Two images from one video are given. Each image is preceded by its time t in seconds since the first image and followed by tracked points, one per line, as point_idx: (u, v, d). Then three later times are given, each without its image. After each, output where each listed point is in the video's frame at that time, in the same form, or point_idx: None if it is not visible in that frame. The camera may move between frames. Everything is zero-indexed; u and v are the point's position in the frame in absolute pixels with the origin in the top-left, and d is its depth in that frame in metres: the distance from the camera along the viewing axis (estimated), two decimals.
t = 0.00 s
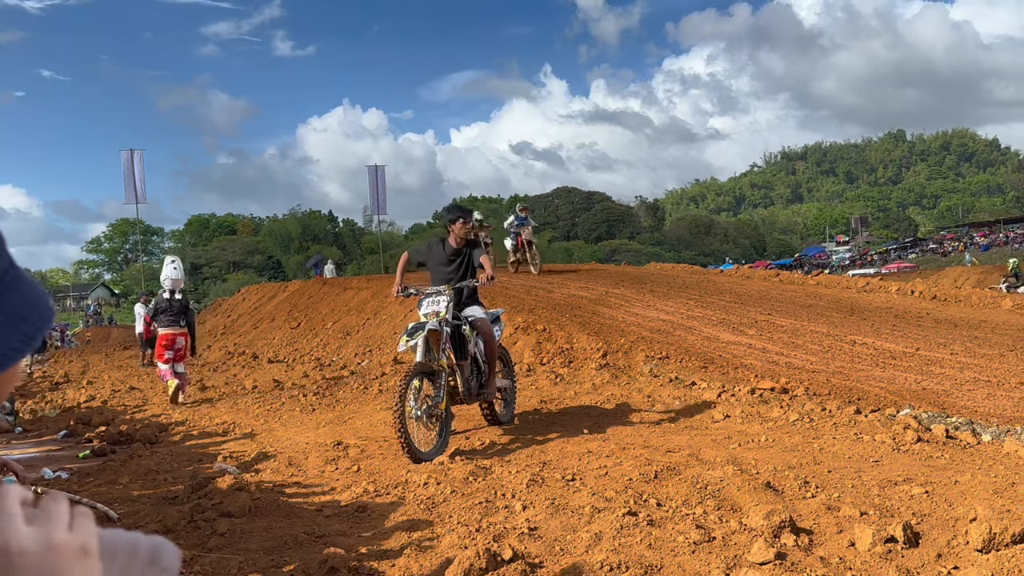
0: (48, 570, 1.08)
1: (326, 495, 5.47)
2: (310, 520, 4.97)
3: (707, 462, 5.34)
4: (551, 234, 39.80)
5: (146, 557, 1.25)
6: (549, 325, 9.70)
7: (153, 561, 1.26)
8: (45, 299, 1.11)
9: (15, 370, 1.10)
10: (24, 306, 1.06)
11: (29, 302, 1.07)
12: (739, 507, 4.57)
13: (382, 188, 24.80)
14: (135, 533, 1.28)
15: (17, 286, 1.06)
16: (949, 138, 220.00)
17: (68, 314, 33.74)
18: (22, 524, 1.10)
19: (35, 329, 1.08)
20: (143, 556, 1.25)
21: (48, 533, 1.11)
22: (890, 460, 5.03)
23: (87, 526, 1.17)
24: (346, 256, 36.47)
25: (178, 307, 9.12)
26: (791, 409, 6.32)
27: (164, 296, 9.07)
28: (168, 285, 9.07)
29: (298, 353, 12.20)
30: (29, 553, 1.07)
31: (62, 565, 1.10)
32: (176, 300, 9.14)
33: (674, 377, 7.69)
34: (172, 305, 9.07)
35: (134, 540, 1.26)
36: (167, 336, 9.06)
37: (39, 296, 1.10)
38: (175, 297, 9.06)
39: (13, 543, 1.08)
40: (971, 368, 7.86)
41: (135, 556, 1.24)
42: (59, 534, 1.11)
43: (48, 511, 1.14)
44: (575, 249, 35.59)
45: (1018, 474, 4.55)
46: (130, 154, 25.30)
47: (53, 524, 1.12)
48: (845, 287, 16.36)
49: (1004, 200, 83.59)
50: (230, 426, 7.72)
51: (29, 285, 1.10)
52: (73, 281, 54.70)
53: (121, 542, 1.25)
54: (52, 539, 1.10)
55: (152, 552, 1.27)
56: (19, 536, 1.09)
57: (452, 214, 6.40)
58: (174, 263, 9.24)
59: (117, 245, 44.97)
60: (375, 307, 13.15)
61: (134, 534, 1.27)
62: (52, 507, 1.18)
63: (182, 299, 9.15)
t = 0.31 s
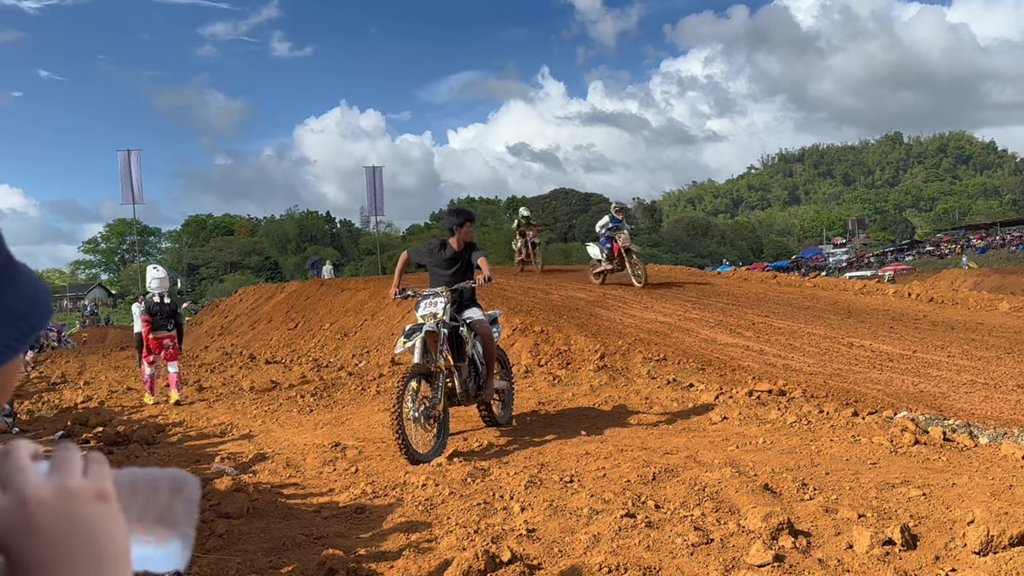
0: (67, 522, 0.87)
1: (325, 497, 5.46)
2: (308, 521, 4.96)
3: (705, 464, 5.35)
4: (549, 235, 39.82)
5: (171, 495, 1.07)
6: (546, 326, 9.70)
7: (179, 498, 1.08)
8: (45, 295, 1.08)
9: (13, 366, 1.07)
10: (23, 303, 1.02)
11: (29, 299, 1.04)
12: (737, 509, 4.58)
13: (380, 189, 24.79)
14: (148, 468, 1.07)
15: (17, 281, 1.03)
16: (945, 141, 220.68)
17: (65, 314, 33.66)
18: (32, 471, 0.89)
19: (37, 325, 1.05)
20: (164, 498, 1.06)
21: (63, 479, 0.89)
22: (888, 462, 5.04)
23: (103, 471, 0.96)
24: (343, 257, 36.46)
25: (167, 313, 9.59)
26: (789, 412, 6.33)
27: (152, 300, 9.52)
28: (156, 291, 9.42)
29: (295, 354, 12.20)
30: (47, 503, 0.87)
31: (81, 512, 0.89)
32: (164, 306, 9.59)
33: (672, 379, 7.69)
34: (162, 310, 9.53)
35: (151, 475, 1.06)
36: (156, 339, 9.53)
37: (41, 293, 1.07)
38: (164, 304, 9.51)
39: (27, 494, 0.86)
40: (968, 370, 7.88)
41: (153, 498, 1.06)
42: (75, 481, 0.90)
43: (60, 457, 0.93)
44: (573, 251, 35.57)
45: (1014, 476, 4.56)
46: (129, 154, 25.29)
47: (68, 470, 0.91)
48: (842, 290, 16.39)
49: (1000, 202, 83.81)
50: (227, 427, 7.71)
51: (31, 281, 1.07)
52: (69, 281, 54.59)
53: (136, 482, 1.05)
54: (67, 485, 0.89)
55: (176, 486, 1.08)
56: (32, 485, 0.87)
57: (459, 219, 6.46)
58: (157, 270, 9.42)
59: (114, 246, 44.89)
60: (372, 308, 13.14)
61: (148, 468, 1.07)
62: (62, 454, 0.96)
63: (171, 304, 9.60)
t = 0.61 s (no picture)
0: (75, 494, 0.92)
1: (324, 498, 5.45)
2: (307, 522, 4.95)
3: (705, 467, 5.35)
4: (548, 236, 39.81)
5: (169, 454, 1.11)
6: (546, 328, 9.70)
7: (179, 459, 1.12)
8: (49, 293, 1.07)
9: (12, 367, 1.06)
10: (31, 301, 1.01)
11: (38, 299, 1.03)
12: (737, 512, 4.58)
13: (379, 190, 24.80)
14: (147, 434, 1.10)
15: (23, 280, 1.02)
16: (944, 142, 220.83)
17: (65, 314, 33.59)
18: (37, 446, 0.92)
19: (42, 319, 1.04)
20: (164, 460, 1.11)
21: (67, 453, 0.93)
22: (887, 465, 5.05)
23: (103, 439, 1.00)
24: (342, 257, 36.44)
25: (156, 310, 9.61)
26: (789, 414, 6.33)
27: (141, 300, 9.55)
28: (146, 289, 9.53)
29: (295, 354, 12.19)
30: (54, 477, 0.91)
31: (88, 482, 0.94)
32: (154, 304, 9.62)
33: (671, 381, 7.69)
34: (151, 307, 9.57)
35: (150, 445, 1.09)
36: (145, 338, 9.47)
37: (46, 290, 1.06)
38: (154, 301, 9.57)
39: (34, 471, 0.90)
40: (968, 373, 7.88)
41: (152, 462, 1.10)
42: (78, 453, 0.94)
43: (57, 428, 0.96)
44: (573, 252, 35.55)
45: (1014, 479, 4.57)
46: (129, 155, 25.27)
47: (68, 443, 0.94)
48: (842, 292, 16.40)
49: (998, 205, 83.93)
50: (227, 427, 7.70)
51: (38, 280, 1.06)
52: (68, 281, 54.57)
53: (137, 446, 1.08)
54: (72, 459, 0.93)
55: (175, 447, 1.12)
56: (37, 461, 0.91)
57: (461, 220, 6.48)
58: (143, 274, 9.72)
59: (113, 246, 44.83)
60: (372, 309, 13.13)
61: (147, 437, 1.09)
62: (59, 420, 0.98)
63: (161, 302, 9.67)
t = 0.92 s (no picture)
0: (103, 461, 0.82)
1: (325, 499, 5.45)
2: (308, 524, 4.95)
3: (705, 469, 5.35)
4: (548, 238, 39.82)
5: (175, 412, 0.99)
6: (547, 330, 9.70)
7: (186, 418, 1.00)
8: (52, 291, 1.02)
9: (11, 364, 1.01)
10: (28, 297, 0.96)
11: (36, 296, 0.98)
12: (737, 515, 4.58)
13: (380, 190, 24.81)
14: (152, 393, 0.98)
15: (21, 274, 0.97)
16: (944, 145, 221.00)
17: (65, 314, 33.46)
18: (58, 419, 0.83)
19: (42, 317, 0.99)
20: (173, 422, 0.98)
21: (91, 423, 0.84)
22: (888, 468, 5.06)
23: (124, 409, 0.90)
24: (342, 258, 36.44)
25: (151, 321, 9.41)
26: (790, 417, 6.33)
27: (138, 311, 9.40)
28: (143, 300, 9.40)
29: (295, 355, 12.19)
30: (83, 448, 0.82)
31: (116, 452, 0.84)
32: (150, 314, 9.43)
33: (672, 383, 7.69)
34: (146, 318, 9.38)
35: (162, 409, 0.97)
36: (142, 348, 9.37)
37: (46, 286, 1.00)
38: (148, 313, 9.38)
39: (61, 443, 0.81)
40: (969, 376, 7.89)
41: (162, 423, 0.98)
42: (103, 423, 0.85)
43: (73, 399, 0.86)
44: (573, 254, 35.55)
45: (1015, 483, 4.58)
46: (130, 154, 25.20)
47: (88, 412, 0.85)
48: (843, 294, 16.39)
49: (999, 208, 83.92)
50: (227, 428, 7.69)
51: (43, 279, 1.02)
52: (69, 281, 54.58)
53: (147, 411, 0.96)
54: (97, 428, 0.84)
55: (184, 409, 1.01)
56: (60, 433, 0.82)
57: (461, 220, 6.50)
58: (148, 281, 9.52)
59: (113, 246, 44.84)
60: (372, 309, 13.13)
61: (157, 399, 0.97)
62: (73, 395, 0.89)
63: (156, 312, 9.46)
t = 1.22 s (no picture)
0: (144, 468, 0.93)
1: (329, 499, 5.47)
2: (313, 523, 4.96)
3: (710, 470, 5.35)
4: (552, 237, 39.77)
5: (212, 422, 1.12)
6: (551, 329, 9.70)
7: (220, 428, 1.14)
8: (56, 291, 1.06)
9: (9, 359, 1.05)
10: (30, 295, 1.00)
11: (38, 294, 1.02)
12: (741, 515, 4.59)
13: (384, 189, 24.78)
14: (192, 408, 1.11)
15: (26, 272, 1.01)
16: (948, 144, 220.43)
17: (68, 311, 33.32)
18: (100, 427, 0.94)
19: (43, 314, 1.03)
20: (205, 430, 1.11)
21: (131, 433, 0.95)
22: (893, 469, 5.06)
23: (157, 419, 1.01)
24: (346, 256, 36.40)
25: (153, 316, 9.48)
26: (795, 418, 6.33)
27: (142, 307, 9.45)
28: (145, 296, 9.47)
29: (299, 354, 12.19)
30: (123, 455, 0.92)
31: (155, 460, 0.96)
32: (152, 309, 9.50)
33: (676, 383, 7.69)
34: (148, 312, 9.45)
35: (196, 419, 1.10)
36: (144, 344, 9.38)
37: (50, 286, 1.04)
38: (151, 307, 9.45)
39: (104, 451, 0.92)
40: (974, 377, 7.87)
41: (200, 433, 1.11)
42: (141, 432, 0.96)
43: (113, 409, 0.97)
44: (577, 254, 35.46)
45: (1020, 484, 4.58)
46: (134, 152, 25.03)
47: (127, 423, 0.95)
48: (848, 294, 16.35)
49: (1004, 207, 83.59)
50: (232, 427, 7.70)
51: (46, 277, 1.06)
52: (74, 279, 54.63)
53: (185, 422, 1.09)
54: (137, 438, 0.95)
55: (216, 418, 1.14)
56: (103, 441, 0.92)
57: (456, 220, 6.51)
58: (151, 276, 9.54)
59: (118, 244, 44.84)
60: (377, 308, 13.14)
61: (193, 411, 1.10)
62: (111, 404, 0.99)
63: (159, 307, 9.53)
